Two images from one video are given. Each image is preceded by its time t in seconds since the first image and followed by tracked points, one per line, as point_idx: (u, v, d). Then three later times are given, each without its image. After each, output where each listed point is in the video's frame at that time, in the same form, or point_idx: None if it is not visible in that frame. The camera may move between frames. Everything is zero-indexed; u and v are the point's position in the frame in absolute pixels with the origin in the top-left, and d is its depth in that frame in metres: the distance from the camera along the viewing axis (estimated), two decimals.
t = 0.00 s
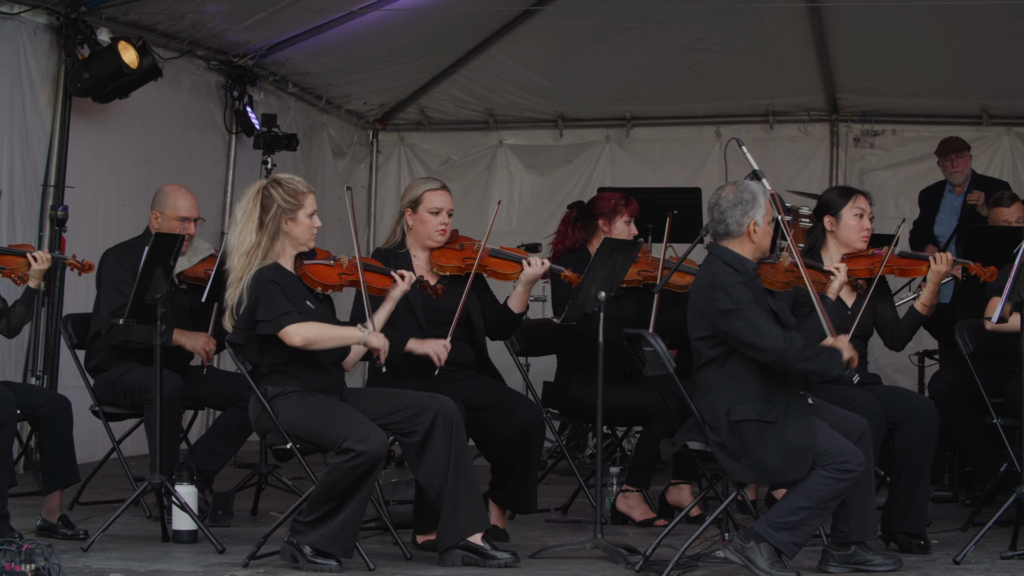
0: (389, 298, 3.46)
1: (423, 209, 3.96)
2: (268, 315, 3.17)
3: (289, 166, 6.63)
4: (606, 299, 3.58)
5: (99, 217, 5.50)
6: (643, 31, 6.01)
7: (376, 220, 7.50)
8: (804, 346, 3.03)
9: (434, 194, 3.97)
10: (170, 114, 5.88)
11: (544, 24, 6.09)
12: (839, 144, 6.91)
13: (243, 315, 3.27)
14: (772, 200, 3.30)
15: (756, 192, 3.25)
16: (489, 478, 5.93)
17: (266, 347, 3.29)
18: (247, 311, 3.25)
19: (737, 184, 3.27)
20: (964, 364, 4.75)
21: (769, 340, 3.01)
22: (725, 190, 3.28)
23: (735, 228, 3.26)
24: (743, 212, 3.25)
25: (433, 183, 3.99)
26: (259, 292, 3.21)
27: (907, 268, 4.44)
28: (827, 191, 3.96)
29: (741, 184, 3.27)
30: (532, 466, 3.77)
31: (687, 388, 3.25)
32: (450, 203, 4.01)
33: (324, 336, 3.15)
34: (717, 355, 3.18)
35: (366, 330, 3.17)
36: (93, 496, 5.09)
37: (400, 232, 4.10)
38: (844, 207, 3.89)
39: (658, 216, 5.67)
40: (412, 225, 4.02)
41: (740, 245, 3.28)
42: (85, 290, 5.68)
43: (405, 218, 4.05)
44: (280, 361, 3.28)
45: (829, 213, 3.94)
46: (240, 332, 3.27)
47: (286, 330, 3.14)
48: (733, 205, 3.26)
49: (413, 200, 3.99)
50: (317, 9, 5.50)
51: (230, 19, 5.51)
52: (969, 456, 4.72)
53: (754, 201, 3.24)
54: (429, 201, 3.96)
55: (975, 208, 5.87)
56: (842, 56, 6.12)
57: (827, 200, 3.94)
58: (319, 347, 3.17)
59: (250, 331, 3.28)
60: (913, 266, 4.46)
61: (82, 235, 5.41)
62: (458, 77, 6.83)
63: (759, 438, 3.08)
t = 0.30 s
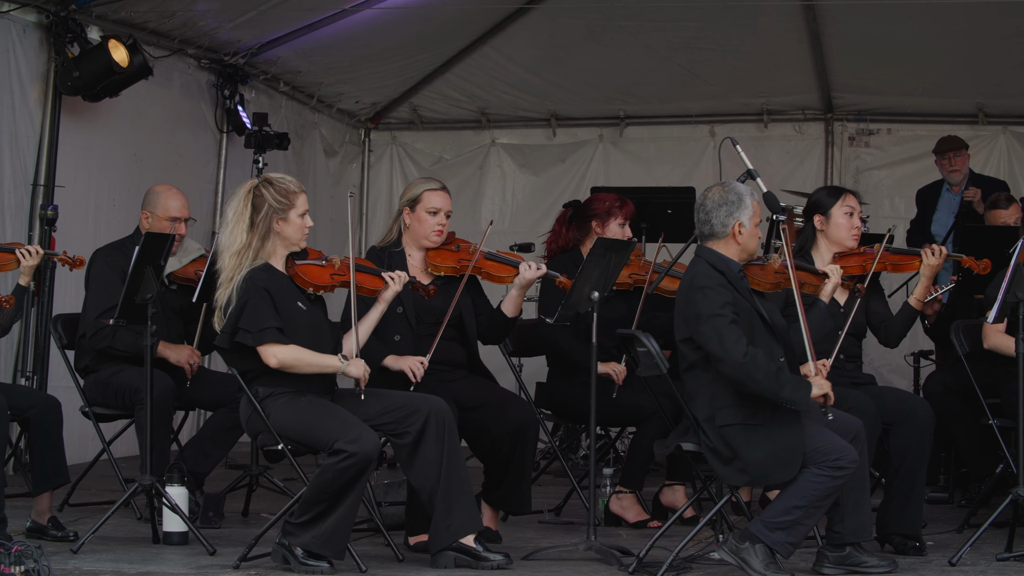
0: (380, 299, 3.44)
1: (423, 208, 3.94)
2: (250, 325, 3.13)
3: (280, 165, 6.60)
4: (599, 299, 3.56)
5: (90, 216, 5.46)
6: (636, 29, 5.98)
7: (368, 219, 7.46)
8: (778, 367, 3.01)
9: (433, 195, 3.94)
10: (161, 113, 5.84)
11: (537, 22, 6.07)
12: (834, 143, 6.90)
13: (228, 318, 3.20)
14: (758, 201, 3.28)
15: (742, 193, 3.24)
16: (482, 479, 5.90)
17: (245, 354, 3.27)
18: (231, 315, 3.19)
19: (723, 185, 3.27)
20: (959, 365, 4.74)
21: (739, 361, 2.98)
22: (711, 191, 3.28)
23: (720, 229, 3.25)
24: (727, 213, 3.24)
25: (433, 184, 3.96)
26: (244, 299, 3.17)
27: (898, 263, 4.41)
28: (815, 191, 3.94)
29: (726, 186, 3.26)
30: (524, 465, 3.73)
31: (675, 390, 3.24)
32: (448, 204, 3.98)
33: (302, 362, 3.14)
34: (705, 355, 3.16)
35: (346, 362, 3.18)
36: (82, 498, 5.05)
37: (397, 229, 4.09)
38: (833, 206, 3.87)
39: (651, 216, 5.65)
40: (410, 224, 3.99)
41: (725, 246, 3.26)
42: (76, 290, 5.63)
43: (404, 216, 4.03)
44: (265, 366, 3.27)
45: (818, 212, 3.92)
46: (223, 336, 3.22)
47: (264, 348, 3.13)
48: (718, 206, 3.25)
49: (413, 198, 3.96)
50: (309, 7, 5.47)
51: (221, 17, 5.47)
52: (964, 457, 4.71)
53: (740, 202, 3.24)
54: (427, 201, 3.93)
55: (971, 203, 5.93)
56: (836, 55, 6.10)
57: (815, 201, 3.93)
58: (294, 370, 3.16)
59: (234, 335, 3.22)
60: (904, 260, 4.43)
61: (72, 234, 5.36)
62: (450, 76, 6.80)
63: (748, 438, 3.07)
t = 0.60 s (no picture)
0: (376, 302, 3.39)
1: (418, 206, 3.93)
2: (246, 322, 3.11)
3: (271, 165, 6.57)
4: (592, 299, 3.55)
5: (79, 216, 5.43)
6: (628, 28, 5.97)
7: (359, 219, 7.43)
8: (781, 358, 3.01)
9: (429, 194, 3.93)
10: (150, 112, 5.81)
11: (528, 21, 6.05)
12: (828, 142, 6.90)
13: (222, 317, 3.18)
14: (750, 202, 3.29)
15: (736, 193, 3.24)
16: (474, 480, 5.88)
17: (240, 353, 3.25)
18: (225, 314, 3.16)
19: (716, 185, 3.27)
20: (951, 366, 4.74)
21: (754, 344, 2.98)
22: (704, 191, 3.27)
23: (714, 227, 3.23)
24: (721, 212, 3.23)
25: (430, 183, 3.96)
26: (238, 297, 3.16)
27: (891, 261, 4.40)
28: (808, 190, 3.94)
29: (719, 185, 3.26)
30: (517, 466, 3.71)
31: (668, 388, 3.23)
32: (444, 204, 3.98)
33: (299, 358, 3.12)
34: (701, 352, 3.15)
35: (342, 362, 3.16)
36: (71, 499, 5.01)
37: (392, 229, 4.04)
38: (825, 204, 3.88)
39: (643, 216, 5.64)
40: (406, 222, 3.97)
41: (719, 244, 3.26)
42: (65, 290, 5.59)
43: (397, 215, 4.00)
44: (259, 365, 3.24)
45: (810, 212, 3.91)
46: (219, 335, 3.20)
47: (261, 345, 3.11)
48: (712, 205, 3.24)
49: (407, 198, 3.95)
50: (299, 6, 5.44)
51: (211, 16, 5.45)
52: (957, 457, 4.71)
53: (734, 201, 3.23)
54: (424, 199, 3.92)
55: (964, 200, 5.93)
56: (829, 54, 6.10)
57: (806, 200, 3.93)
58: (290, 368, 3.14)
59: (230, 334, 3.19)
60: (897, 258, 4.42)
61: (61, 234, 5.32)
62: (441, 75, 6.78)
63: (740, 434, 3.06)
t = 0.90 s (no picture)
0: (364, 301, 3.36)
1: (405, 206, 3.91)
2: (245, 317, 3.10)
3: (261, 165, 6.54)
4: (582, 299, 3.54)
5: (69, 216, 5.40)
6: (620, 28, 5.96)
7: (350, 218, 7.41)
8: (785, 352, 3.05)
9: (415, 193, 3.91)
10: (139, 112, 5.78)
11: (519, 20, 6.04)
12: (819, 142, 6.90)
13: (218, 316, 3.18)
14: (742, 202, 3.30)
15: (729, 194, 3.24)
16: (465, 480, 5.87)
17: (241, 348, 3.21)
18: (222, 313, 3.16)
19: (710, 185, 3.26)
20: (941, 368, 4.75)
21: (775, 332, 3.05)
22: (698, 191, 3.26)
23: (707, 227, 3.24)
24: (715, 213, 3.23)
25: (414, 183, 3.94)
26: (232, 293, 3.15)
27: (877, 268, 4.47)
28: (796, 189, 3.91)
29: (713, 185, 3.25)
30: (509, 466, 3.70)
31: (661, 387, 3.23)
32: (431, 202, 3.96)
33: (306, 333, 3.12)
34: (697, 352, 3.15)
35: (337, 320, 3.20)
36: (60, 500, 4.99)
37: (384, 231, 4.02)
38: (812, 204, 3.86)
39: (634, 215, 5.63)
40: (394, 223, 3.96)
41: (711, 245, 3.26)
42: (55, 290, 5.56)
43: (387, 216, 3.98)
44: (253, 362, 3.22)
45: (798, 213, 3.90)
46: (217, 332, 3.19)
47: (267, 333, 3.08)
48: (707, 205, 3.24)
49: (393, 198, 3.93)
50: (290, 6, 5.42)
51: (201, 15, 5.42)
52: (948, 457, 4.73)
53: (727, 203, 3.24)
54: (409, 200, 3.90)
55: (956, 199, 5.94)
56: (820, 53, 6.10)
57: (794, 200, 3.91)
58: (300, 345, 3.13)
59: (227, 331, 3.19)
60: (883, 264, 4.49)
61: (51, 234, 5.29)
62: (432, 74, 6.76)
63: (733, 433, 3.07)
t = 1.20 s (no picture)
0: (362, 303, 3.30)
1: (397, 208, 3.88)
2: (237, 318, 3.08)
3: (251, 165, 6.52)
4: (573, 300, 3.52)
5: (58, 216, 5.37)
6: (611, 27, 5.95)
7: (340, 218, 7.39)
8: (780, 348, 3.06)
9: (409, 195, 3.88)
10: (128, 111, 5.75)
11: (510, 20, 6.03)
12: (809, 142, 6.90)
13: (209, 316, 3.16)
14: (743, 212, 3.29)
15: (732, 202, 3.22)
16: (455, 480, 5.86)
17: (231, 348, 3.20)
18: (213, 313, 3.15)
19: (714, 190, 3.24)
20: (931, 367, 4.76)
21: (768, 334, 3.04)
22: (701, 193, 3.24)
23: (705, 232, 3.22)
24: (715, 219, 3.22)
25: (410, 183, 3.91)
26: (224, 294, 3.13)
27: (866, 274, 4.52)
28: (786, 189, 3.90)
29: (718, 190, 3.23)
30: (499, 466, 3.69)
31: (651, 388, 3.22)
32: (424, 206, 3.93)
33: (297, 331, 3.10)
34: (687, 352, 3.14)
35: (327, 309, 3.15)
36: (49, 500, 4.96)
37: (374, 230, 4.00)
38: (802, 205, 3.85)
39: (624, 215, 5.63)
40: (386, 224, 3.94)
41: (706, 249, 3.25)
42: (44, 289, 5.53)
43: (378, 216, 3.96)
44: (244, 362, 3.20)
45: (786, 215, 3.89)
46: (208, 334, 3.18)
47: (260, 335, 3.08)
48: (707, 210, 3.22)
49: (387, 198, 3.91)
50: (279, 5, 5.40)
51: (190, 15, 5.40)
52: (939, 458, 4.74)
53: (729, 209, 3.22)
54: (403, 201, 3.87)
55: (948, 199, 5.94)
56: (810, 53, 6.10)
57: (783, 200, 3.90)
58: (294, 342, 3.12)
59: (219, 332, 3.17)
60: (874, 272, 4.55)
61: (40, 233, 5.26)
62: (422, 74, 6.74)
63: (723, 432, 3.06)
